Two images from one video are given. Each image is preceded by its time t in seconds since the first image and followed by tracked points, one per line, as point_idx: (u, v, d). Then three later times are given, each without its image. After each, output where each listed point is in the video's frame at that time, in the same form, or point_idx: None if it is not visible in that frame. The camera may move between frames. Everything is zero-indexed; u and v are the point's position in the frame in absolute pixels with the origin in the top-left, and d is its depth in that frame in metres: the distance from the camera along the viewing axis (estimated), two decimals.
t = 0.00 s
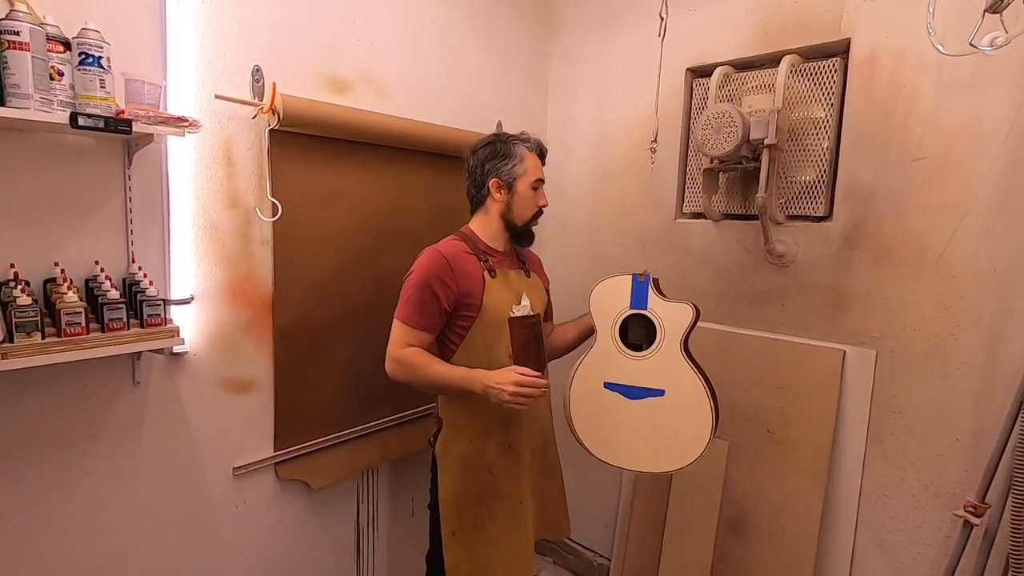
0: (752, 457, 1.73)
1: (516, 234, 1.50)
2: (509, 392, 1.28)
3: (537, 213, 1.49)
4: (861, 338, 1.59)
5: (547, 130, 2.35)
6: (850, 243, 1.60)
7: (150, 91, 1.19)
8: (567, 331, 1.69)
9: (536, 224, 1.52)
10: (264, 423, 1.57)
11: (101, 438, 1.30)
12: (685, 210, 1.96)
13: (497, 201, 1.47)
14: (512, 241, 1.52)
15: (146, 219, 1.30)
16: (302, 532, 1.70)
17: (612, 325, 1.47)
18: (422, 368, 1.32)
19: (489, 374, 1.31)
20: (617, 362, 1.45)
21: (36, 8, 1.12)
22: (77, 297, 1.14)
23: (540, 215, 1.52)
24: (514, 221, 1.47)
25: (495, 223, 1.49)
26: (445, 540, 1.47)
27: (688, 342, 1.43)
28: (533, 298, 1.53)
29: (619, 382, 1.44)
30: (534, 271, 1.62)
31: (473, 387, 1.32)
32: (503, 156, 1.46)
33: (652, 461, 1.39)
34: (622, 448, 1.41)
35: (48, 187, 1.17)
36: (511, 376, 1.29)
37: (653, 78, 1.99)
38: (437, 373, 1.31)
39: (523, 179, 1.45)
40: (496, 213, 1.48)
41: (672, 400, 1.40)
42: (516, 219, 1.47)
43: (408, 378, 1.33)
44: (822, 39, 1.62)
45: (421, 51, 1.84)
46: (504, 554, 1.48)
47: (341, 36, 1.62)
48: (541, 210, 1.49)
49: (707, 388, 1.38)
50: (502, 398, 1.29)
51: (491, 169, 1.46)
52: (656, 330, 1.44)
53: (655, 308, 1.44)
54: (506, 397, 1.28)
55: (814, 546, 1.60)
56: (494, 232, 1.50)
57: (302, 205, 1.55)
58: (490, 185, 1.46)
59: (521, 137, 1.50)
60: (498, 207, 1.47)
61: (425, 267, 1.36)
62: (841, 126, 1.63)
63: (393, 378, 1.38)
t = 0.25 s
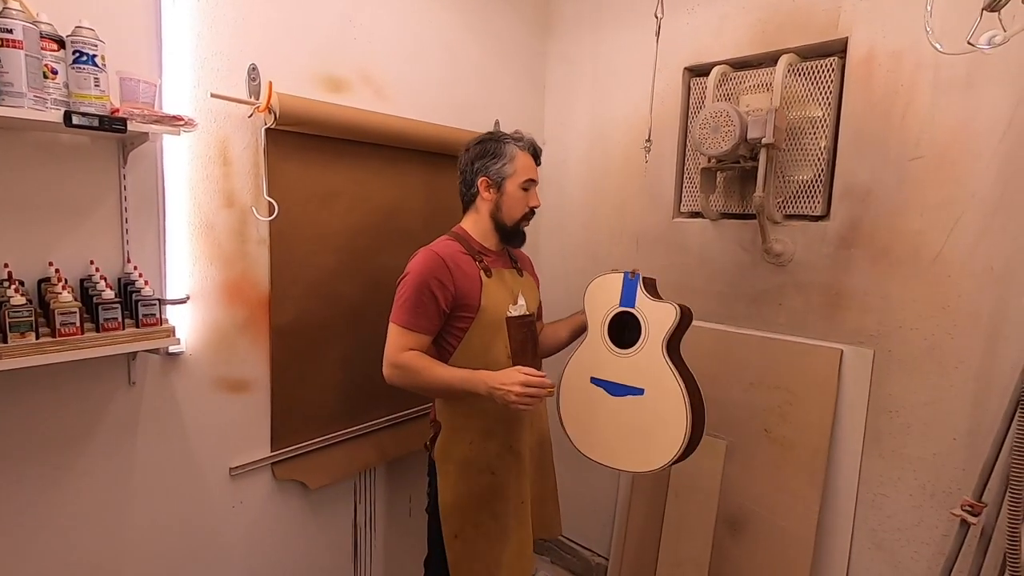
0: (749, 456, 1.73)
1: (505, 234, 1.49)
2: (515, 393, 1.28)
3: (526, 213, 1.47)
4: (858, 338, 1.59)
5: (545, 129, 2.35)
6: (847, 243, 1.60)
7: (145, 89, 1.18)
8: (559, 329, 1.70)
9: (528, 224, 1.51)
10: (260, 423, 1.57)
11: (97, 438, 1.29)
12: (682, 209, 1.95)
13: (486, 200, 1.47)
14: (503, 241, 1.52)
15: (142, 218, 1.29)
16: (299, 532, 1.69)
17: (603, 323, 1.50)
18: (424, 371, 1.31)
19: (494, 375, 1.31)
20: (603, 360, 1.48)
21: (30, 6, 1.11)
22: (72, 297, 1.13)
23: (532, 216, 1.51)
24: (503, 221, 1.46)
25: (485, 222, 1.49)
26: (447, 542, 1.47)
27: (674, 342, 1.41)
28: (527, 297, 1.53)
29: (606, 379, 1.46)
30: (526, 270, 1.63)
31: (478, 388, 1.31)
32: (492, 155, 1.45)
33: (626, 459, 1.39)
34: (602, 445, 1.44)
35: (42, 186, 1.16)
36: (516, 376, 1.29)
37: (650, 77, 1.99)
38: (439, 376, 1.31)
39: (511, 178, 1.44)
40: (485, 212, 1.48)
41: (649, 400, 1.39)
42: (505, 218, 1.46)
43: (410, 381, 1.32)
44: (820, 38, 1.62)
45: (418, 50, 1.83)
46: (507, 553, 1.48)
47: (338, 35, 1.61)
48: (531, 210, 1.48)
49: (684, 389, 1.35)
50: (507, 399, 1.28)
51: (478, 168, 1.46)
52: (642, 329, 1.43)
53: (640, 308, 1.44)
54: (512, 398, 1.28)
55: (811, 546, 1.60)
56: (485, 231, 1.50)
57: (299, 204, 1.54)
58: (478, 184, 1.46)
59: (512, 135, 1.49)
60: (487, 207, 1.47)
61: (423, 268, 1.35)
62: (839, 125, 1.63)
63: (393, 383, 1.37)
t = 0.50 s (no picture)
0: (747, 456, 1.73)
1: (495, 235, 1.48)
2: (514, 396, 1.28)
3: (517, 214, 1.45)
4: (856, 337, 1.59)
5: (543, 129, 2.35)
6: (845, 242, 1.60)
7: (141, 88, 1.18)
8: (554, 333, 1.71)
9: (519, 225, 1.49)
10: (258, 423, 1.56)
11: (93, 438, 1.29)
12: (680, 209, 1.95)
13: (476, 200, 1.47)
14: (496, 242, 1.51)
15: (139, 218, 1.29)
16: (296, 532, 1.69)
17: (598, 323, 1.51)
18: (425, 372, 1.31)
19: (495, 378, 1.30)
20: (597, 359, 1.49)
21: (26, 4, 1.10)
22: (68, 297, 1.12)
23: (525, 218, 1.49)
24: (492, 221, 1.45)
25: (477, 222, 1.49)
26: (445, 543, 1.47)
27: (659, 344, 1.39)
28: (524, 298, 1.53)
29: (599, 378, 1.47)
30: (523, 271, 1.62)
31: (478, 391, 1.31)
32: (484, 155, 1.45)
33: (612, 458, 1.41)
34: (593, 442, 1.46)
35: (38, 186, 1.15)
36: (516, 380, 1.29)
37: (648, 77, 1.99)
38: (439, 378, 1.30)
39: (501, 178, 1.42)
40: (476, 212, 1.48)
41: (635, 401, 1.39)
42: (493, 218, 1.45)
43: (410, 382, 1.32)
44: (818, 38, 1.62)
45: (416, 49, 1.83)
46: (504, 554, 1.47)
47: (335, 34, 1.61)
48: (521, 211, 1.45)
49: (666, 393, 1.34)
50: (506, 403, 1.29)
51: (470, 168, 1.46)
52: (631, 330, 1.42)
53: (631, 308, 1.43)
54: (511, 403, 1.29)
55: (809, 545, 1.60)
56: (477, 231, 1.49)
57: (296, 204, 1.54)
58: (469, 183, 1.47)
59: (508, 136, 1.48)
60: (477, 206, 1.47)
61: (421, 269, 1.35)
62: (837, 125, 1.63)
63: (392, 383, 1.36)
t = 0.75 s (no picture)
0: (745, 456, 1.73)
1: (492, 237, 1.48)
2: (505, 402, 1.28)
3: (514, 216, 1.45)
4: (854, 338, 1.60)
5: (541, 129, 2.35)
6: (844, 243, 1.60)
7: (139, 88, 1.17)
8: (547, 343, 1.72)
9: (517, 228, 1.49)
10: (256, 423, 1.56)
11: (91, 439, 1.28)
12: (679, 209, 1.95)
13: (473, 202, 1.47)
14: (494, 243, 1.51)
15: (137, 218, 1.29)
16: (294, 532, 1.69)
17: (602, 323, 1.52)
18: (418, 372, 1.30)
19: (486, 381, 1.30)
20: (598, 359, 1.49)
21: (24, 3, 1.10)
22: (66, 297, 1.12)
23: (523, 219, 1.49)
24: (488, 224, 1.45)
25: (475, 224, 1.49)
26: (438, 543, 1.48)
27: (652, 343, 1.38)
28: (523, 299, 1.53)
29: (599, 378, 1.47)
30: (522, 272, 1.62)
31: (469, 394, 1.31)
32: (481, 157, 1.44)
33: (605, 459, 1.39)
34: (590, 443, 1.45)
35: (35, 185, 1.15)
36: (508, 385, 1.29)
37: (647, 77, 1.99)
38: (431, 380, 1.30)
39: (497, 181, 1.42)
40: (473, 214, 1.48)
41: (627, 400, 1.37)
42: (490, 221, 1.45)
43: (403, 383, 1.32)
44: (816, 38, 1.62)
45: (415, 49, 1.83)
46: (498, 556, 1.46)
47: (334, 34, 1.61)
48: (518, 214, 1.45)
49: (654, 392, 1.31)
50: (497, 408, 1.28)
51: (467, 170, 1.46)
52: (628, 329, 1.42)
53: (629, 307, 1.43)
54: (503, 408, 1.28)
55: (807, 545, 1.60)
56: (475, 232, 1.49)
57: (295, 204, 1.53)
58: (466, 185, 1.47)
59: (506, 137, 1.47)
60: (474, 208, 1.47)
61: (416, 271, 1.35)
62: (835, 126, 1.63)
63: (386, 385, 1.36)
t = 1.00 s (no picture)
0: (743, 456, 1.74)
1: (491, 237, 1.48)
2: (508, 343, 1.24)
3: (514, 216, 1.45)
4: (852, 338, 1.60)
5: (540, 129, 2.35)
6: (842, 243, 1.60)
7: (138, 87, 1.17)
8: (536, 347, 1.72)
9: (516, 229, 1.48)
10: (254, 423, 1.56)
11: (88, 438, 1.28)
12: (677, 210, 1.96)
13: (472, 202, 1.47)
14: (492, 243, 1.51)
15: (135, 217, 1.29)
16: (292, 532, 1.68)
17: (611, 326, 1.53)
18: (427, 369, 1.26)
19: (483, 342, 1.24)
20: (607, 361, 1.50)
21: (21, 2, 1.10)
22: (64, 296, 1.12)
23: (522, 220, 1.49)
24: (487, 224, 1.45)
25: (474, 224, 1.49)
26: (432, 540, 1.47)
27: (652, 344, 1.36)
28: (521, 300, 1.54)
29: (607, 380, 1.48)
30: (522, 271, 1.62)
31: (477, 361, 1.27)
32: (481, 157, 1.45)
33: (608, 461, 1.38)
34: (598, 445, 1.45)
35: (32, 184, 1.15)
36: (508, 334, 1.25)
37: (645, 77, 1.99)
38: (433, 355, 1.26)
39: (496, 181, 1.42)
40: (473, 214, 1.48)
41: (626, 402, 1.36)
42: (488, 222, 1.45)
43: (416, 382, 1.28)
44: (814, 40, 1.63)
45: (413, 49, 1.83)
46: (493, 554, 1.47)
47: (333, 34, 1.60)
48: (518, 214, 1.45)
49: (646, 394, 1.29)
50: (498, 351, 1.23)
51: (467, 170, 1.47)
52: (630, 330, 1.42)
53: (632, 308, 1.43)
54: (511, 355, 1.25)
55: (804, 545, 1.61)
56: (474, 232, 1.50)
57: (293, 204, 1.53)
58: (465, 185, 1.47)
59: (507, 137, 1.47)
60: (473, 208, 1.47)
61: (417, 271, 1.35)
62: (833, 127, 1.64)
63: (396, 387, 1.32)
